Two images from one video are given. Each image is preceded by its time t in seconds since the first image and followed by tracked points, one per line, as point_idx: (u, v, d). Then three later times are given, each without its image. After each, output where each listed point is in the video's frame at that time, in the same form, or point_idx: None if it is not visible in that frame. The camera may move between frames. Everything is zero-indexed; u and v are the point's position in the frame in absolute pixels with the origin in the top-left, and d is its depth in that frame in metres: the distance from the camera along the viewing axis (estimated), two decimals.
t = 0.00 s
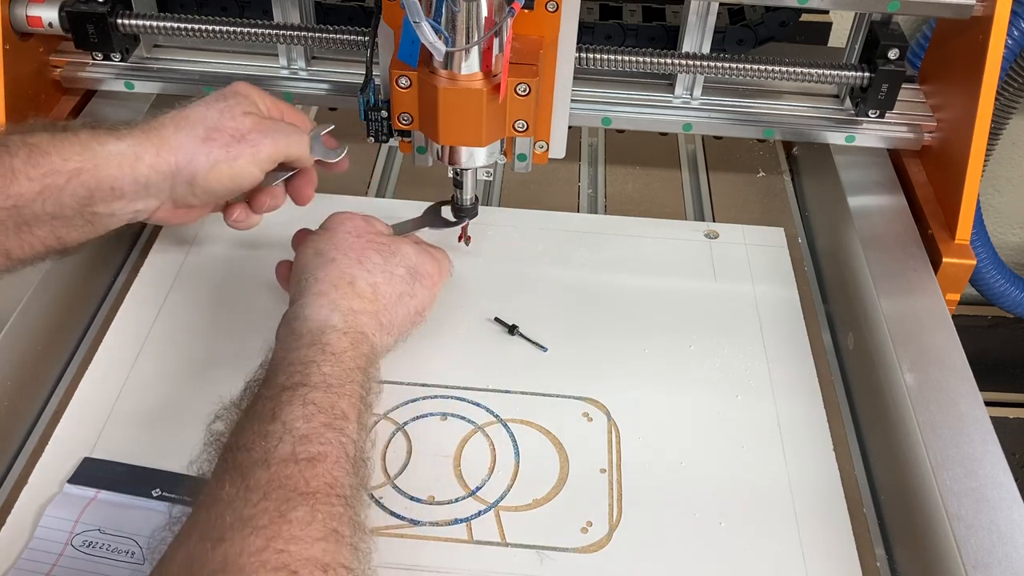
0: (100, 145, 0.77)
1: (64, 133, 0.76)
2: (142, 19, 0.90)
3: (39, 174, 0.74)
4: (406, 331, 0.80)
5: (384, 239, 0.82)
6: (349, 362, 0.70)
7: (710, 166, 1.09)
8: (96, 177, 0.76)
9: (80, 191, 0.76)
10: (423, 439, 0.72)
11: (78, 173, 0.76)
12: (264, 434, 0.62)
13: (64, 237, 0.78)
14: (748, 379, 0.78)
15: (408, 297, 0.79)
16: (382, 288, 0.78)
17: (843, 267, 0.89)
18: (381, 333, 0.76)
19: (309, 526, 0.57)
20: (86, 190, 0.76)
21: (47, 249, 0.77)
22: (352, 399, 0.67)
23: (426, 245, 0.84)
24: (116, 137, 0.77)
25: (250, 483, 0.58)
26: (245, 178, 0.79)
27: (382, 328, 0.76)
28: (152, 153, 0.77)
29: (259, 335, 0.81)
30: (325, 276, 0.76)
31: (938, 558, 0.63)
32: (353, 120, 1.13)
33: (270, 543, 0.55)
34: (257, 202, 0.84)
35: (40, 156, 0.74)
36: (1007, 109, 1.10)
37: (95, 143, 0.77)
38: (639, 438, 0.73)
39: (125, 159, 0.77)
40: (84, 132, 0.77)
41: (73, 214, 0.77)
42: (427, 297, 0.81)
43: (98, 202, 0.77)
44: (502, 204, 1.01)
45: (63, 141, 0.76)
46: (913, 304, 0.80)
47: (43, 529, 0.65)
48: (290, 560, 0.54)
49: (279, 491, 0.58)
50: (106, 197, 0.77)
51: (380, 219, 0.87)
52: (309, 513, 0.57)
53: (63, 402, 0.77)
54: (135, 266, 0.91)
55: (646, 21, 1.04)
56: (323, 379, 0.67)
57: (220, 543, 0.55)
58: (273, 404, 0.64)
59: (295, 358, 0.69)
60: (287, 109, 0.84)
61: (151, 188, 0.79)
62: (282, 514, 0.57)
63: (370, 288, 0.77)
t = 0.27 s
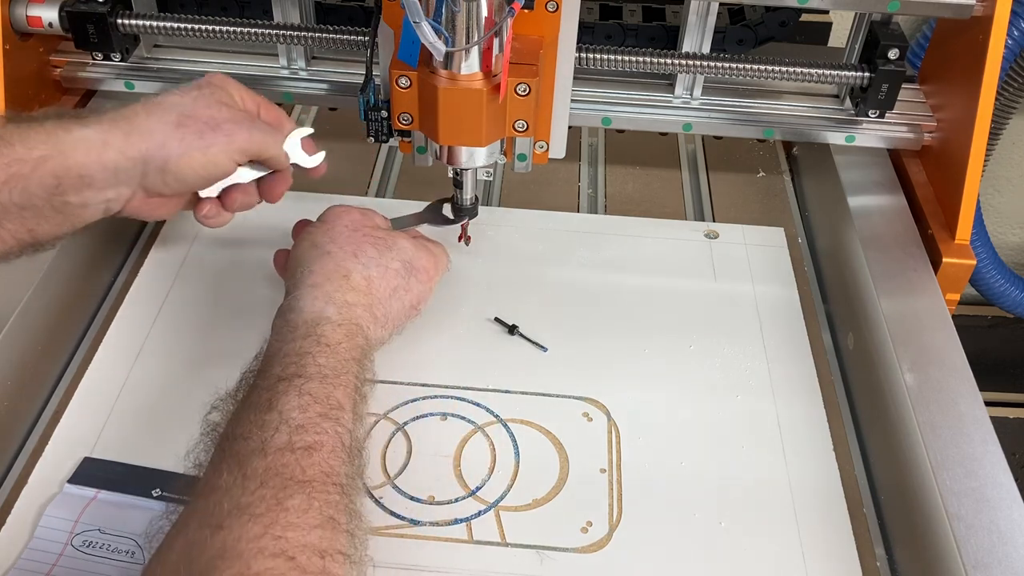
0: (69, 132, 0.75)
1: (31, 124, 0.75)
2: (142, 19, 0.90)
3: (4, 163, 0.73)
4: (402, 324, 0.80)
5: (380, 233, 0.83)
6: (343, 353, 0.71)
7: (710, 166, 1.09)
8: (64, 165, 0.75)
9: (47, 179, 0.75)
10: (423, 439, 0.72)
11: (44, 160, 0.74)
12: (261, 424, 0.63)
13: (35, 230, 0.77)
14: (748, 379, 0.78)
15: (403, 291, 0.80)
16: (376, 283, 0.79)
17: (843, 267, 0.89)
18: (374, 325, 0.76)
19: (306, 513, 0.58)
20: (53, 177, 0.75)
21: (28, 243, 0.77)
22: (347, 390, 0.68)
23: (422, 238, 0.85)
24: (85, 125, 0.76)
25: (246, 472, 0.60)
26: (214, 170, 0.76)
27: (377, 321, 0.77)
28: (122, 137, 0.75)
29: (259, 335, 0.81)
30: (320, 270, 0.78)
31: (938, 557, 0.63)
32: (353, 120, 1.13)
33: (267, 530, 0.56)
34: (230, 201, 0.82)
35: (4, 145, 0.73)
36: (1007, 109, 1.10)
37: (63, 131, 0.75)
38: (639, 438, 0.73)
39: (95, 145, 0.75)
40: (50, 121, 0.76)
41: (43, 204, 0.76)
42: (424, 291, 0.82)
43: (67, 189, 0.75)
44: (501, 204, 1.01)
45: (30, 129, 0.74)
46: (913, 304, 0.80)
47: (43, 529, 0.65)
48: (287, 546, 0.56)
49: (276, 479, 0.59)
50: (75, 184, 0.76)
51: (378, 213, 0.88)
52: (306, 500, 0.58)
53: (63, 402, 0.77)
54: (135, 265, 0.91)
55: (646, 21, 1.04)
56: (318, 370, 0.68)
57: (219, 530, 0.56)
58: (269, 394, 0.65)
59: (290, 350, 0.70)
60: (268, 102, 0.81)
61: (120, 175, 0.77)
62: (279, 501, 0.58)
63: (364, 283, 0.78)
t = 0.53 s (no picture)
0: (39, 118, 0.72)
1: None
2: (142, 19, 0.90)
3: None
4: (394, 319, 0.81)
5: (376, 229, 0.83)
6: (337, 345, 0.71)
7: (710, 166, 1.09)
8: (36, 153, 0.72)
9: (19, 168, 0.72)
10: (423, 439, 0.72)
11: (15, 149, 0.71)
12: (256, 413, 0.63)
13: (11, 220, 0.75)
14: (748, 379, 0.78)
15: (396, 288, 0.80)
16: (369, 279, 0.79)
17: (843, 267, 0.89)
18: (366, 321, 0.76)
19: (301, 497, 0.58)
20: (25, 167, 0.72)
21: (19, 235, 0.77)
22: (341, 380, 0.68)
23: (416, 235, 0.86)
24: (55, 111, 0.72)
25: (242, 459, 0.60)
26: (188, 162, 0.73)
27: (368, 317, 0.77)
28: (96, 124, 0.72)
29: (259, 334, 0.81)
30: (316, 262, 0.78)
31: (937, 557, 0.63)
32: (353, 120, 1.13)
33: (263, 514, 0.56)
34: (219, 194, 0.83)
35: None
36: (1007, 109, 1.10)
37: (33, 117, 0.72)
38: (639, 438, 0.73)
39: (67, 133, 0.72)
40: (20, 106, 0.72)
41: (17, 193, 0.74)
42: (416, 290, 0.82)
43: (42, 180, 0.73)
44: (501, 204, 1.01)
45: None
46: (913, 304, 0.80)
47: (43, 529, 0.65)
48: (284, 528, 0.56)
49: (271, 466, 0.59)
50: (50, 174, 0.73)
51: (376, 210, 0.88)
52: (301, 486, 0.59)
53: (63, 401, 0.77)
54: (136, 265, 0.91)
55: (646, 21, 1.04)
56: (312, 361, 0.68)
57: (216, 515, 0.56)
58: (265, 384, 0.66)
59: (285, 341, 0.70)
60: (246, 86, 0.78)
61: (97, 165, 0.74)
62: (275, 487, 0.58)
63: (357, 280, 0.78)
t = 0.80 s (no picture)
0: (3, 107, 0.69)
1: None
2: (142, 19, 0.90)
3: None
4: (385, 306, 0.82)
5: (375, 215, 0.84)
6: (332, 325, 0.72)
7: (710, 166, 1.09)
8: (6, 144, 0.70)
9: None
10: (422, 439, 0.72)
11: None
12: (252, 387, 0.63)
13: None
14: (748, 379, 0.78)
15: (389, 275, 0.81)
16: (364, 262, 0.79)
17: (843, 267, 0.89)
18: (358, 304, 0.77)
19: (297, 467, 0.58)
20: None
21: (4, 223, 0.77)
22: (336, 357, 0.69)
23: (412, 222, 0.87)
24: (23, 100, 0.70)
25: (239, 431, 0.59)
26: (166, 148, 0.74)
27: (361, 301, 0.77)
28: (67, 112, 0.71)
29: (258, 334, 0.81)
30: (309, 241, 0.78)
31: (938, 557, 0.63)
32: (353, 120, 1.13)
33: (260, 483, 0.55)
34: (195, 175, 0.84)
35: None
36: (1007, 109, 1.10)
37: None
38: (640, 438, 0.73)
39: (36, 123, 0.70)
40: None
41: None
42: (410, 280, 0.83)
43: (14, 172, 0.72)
44: (501, 204, 1.01)
45: None
46: (913, 304, 0.80)
47: (42, 529, 0.65)
48: (281, 496, 0.55)
49: (267, 437, 0.59)
50: (23, 166, 0.72)
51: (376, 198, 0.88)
52: (297, 456, 0.58)
53: (63, 400, 0.77)
54: (136, 266, 0.91)
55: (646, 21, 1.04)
56: (308, 339, 0.69)
57: (213, 485, 0.55)
58: (261, 360, 0.66)
59: (280, 320, 0.71)
60: (220, 65, 0.79)
61: (71, 154, 0.74)
62: (270, 457, 0.57)
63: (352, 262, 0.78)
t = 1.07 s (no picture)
0: None
1: None
2: (142, 19, 0.90)
3: None
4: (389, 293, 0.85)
5: (381, 211, 0.90)
6: (331, 305, 0.79)
7: (710, 166, 1.09)
8: None
9: None
10: (423, 440, 0.72)
11: None
12: (254, 362, 0.71)
13: None
14: (748, 379, 0.78)
15: (392, 265, 0.85)
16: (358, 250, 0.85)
17: (843, 267, 0.89)
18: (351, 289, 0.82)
19: (294, 442, 0.66)
20: None
21: None
22: (335, 336, 0.76)
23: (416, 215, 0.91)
24: None
25: (239, 404, 0.68)
26: (134, 146, 0.82)
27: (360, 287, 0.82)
28: (33, 113, 0.79)
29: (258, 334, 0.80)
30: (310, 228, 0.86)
31: (938, 557, 0.63)
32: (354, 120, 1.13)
33: (259, 455, 0.64)
34: (167, 172, 0.91)
35: None
36: (1007, 109, 1.10)
37: None
38: (640, 438, 0.73)
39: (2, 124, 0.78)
40: None
41: None
42: (419, 274, 0.87)
43: None
44: (502, 204, 1.01)
45: None
46: (914, 305, 0.80)
47: (43, 529, 0.65)
48: (279, 468, 0.64)
49: (268, 411, 0.67)
50: None
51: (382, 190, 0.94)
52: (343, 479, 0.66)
53: (64, 399, 0.77)
54: (136, 266, 0.90)
55: (646, 21, 1.03)
56: (309, 318, 0.76)
57: (213, 454, 0.64)
58: (262, 335, 0.74)
59: (281, 297, 0.78)
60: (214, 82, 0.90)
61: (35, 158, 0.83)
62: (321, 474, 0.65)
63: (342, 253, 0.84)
